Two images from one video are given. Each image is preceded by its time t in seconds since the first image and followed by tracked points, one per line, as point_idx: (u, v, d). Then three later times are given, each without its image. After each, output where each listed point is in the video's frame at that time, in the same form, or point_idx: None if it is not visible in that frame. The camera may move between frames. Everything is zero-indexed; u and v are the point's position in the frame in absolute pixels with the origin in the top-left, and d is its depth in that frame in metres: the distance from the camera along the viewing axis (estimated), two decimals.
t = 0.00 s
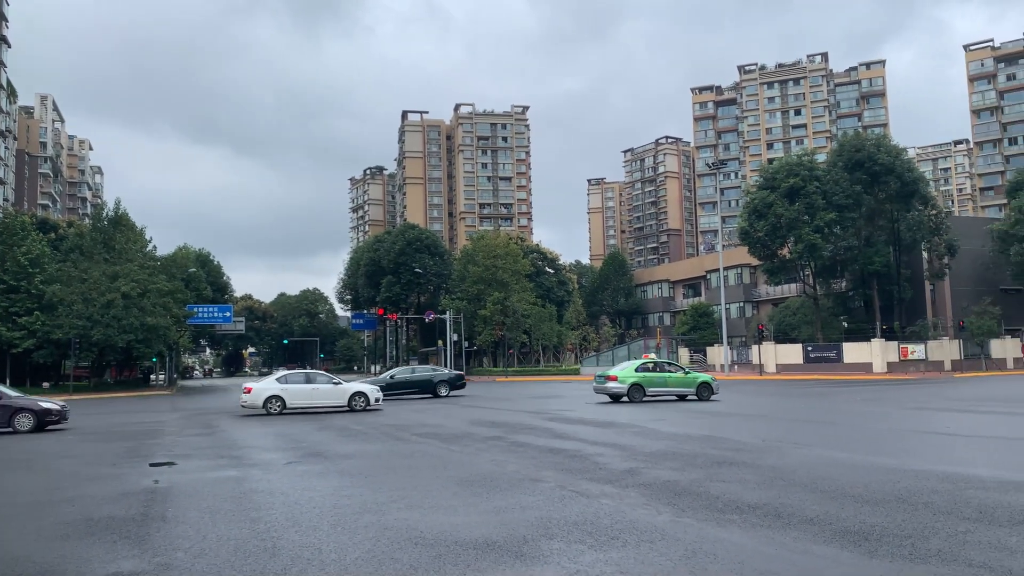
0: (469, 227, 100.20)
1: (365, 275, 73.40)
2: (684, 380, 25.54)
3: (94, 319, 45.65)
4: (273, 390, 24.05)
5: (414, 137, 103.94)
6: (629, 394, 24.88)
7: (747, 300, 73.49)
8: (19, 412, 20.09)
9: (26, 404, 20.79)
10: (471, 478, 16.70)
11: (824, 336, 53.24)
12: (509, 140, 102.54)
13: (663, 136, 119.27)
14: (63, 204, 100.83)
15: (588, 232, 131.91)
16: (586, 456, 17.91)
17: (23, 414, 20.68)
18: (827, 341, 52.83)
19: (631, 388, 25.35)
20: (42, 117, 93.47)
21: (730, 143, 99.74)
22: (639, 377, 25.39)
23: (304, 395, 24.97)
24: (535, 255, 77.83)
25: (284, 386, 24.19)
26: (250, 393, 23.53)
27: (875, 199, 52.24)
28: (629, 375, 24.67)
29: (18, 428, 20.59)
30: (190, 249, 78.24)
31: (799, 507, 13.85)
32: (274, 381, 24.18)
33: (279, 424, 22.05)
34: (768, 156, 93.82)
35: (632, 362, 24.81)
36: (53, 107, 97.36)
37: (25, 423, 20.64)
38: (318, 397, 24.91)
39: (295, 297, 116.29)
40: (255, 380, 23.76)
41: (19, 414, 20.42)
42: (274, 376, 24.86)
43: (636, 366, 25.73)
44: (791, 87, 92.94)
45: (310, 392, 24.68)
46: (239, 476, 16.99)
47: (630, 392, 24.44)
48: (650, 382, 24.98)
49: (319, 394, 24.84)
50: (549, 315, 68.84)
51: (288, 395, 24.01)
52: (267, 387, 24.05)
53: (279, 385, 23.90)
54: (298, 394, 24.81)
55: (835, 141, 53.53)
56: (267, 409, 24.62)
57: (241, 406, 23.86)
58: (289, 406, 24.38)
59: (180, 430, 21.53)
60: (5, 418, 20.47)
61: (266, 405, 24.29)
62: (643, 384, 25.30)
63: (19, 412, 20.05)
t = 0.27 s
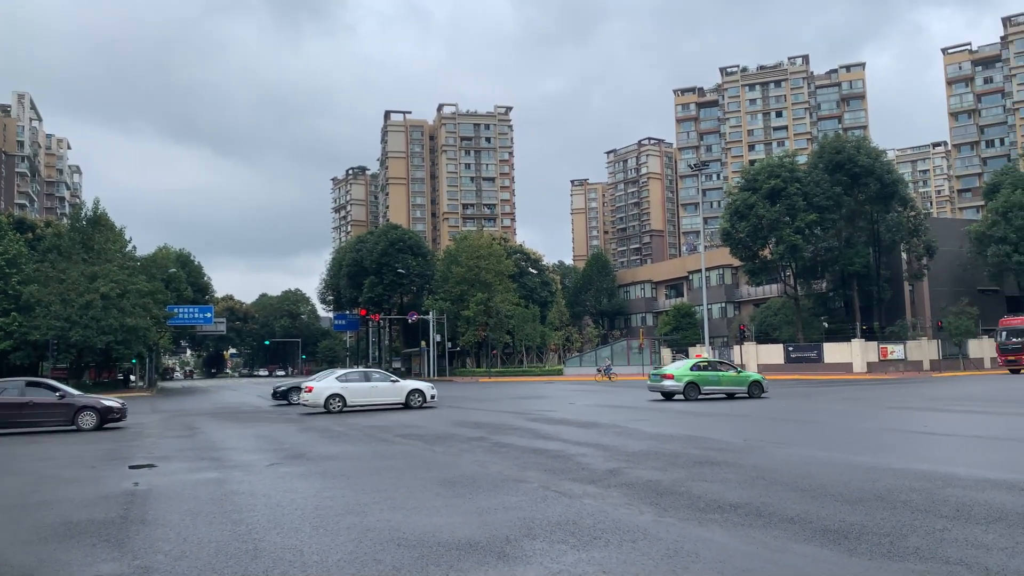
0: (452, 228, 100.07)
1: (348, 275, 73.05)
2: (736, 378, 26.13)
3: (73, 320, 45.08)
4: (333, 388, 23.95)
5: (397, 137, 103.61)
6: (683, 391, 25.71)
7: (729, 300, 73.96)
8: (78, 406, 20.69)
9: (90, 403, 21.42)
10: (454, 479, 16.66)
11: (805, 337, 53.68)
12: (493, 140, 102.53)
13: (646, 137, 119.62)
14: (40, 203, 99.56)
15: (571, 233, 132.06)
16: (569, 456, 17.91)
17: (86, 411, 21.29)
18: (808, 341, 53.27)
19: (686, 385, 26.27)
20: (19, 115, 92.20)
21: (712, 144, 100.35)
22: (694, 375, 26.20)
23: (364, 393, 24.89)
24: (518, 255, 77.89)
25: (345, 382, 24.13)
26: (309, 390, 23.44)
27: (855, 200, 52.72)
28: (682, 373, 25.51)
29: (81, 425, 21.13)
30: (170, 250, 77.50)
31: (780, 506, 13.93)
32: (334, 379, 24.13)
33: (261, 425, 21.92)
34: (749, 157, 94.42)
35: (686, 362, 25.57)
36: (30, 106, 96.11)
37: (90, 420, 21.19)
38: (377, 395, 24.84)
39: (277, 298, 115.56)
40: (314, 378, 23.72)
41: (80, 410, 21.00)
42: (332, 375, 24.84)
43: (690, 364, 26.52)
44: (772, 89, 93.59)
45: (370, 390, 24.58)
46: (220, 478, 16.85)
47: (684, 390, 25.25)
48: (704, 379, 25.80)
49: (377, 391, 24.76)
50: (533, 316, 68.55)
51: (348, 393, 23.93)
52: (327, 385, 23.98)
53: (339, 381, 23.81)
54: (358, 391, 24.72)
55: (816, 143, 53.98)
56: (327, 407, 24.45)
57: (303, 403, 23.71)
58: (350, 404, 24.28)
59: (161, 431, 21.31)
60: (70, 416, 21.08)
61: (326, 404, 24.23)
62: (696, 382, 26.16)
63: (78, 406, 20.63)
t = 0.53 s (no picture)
0: (439, 229, 100.00)
1: (334, 276, 72.79)
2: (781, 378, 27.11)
3: (56, 321, 44.67)
4: (389, 383, 24.53)
5: (384, 137, 103.36)
6: (731, 391, 26.81)
7: (715, 302, 74.34)
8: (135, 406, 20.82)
9: (144, 401, 21.55)
10: (440, 480, 16.65)
11: (790, 338, 54.06)
12: (480, 141, 102.53)
13: (633, 139, 119.93)
14: (23, 203, 98.50)
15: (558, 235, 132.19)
16: (556, 457, 17.94)
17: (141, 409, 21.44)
18: (793, 342, 53.59)
19: (732, 386, 27.41)
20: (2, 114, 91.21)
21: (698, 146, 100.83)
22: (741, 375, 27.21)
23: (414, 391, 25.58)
24: (506, 256, 77.92)
25: (400, 380, 24.77)
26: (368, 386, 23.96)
27: (840, 202, 53.08)
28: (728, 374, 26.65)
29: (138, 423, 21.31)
30: (155, 250, 76.90)
31: (765, 506, 14.02)
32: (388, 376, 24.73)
33: (246, 427, 21.79)
34: (736, 159, 94.93)
35: (731, 362, 26.70)
36: (13, 105, 95.12)
37: (148, 417, 21.42)
38: (428, 392, 25.55)
39: (262, 299, 114.99)
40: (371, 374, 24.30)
41: (137, 408, 21.15)
42: (384, 374, 25.53)
43: (737, 365, 27.56)
44: (758, 91, 94.16)
45: (422, 387, 25.26)
46: (206, 480, 16.74)
47: (731, 389, 26.33)
48: (750, 379, 26.77)
49: (429, 388, 25.48)
50: (520, 317, 68.05)
51: (404, 388, 24.55)
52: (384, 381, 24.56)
53: (394, 377, 24.40)
54: (410, 389, 25.43)
55: (802, 145, 54.29)
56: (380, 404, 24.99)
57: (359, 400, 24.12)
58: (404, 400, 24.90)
59: (145, 433, 21.14)
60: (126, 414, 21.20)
61: (381, 400, 24.79)
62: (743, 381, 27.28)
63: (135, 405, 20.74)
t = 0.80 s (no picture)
0: (428, 230, 99.90)
1: (322, 277, 72.53)
2: (827, 377, 27.81)
3: (40, 321, 44.41)
4: (440, 383, 25.16)
5: (373, 138, 103.11)
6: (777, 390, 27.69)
7: (703, 304, 74.55)
8: (189, 405, 21.60)
9: (196, 400, 22.34)
10: (427, 483, 16.59)
11: (778, 340, 54.28)
12: (469, 143, 102.59)
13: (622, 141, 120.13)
14: (8, 204, 97.68)
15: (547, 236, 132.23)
16: (542, 459, 17.91)
17: (194, 409, 22.21)
18: (780, 344, 53.74)
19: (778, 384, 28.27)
20: None
21: (686, 148, 101.14)
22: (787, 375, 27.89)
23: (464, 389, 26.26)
24: (494, 258, 77.85)
25: (451, 380, 25.41)
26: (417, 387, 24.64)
27: (827, 205, 53.31)
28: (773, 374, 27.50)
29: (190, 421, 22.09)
30: (141, 251, 76.35)
31: (750, 508, 14.04)
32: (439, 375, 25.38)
33: (233, 429, 21.69)
34: (724, 162, 95.30)
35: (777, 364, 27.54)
36: None
37: (198, 416, 22.17)
38: (479, 390, 26.21)
39: (249, 301, 114.60)
40: (423, 374, 24.94)
41: (189, 407, 21.95)
42: (435, 373, 26.24)
43: (784, 363, 28.27)
44: (746, 94, 94.57)
45: (472, 386, 25.92)
46: (190, 482, 16.64)
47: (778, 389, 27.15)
48: (796, 379, 27.46)
49: (478, 387, 26.14)
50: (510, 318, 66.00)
51: (454, 389, 25.24)
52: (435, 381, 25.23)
53: (445, 378, 25.04)
54: (460, 387, 26.11)
55: (789, 147, 54.51)
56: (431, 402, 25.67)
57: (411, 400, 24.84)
58: (456, 399, 25.59)
59: (129, 435, 21.01)
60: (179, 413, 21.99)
61: (432, 399, 25.49)
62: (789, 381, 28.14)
63: (189, 404, 21.53)
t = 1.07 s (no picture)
0: (414, 232, 99.80)
1: (306, 279, 72.28)
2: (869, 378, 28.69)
3: (20, 323, 44.02)
4: (495, 382, 26.10)
5: (359, 140, 102.84)
6: (823, 390, 28.79)
7: (687, 306, 74.83)
8: (250, 404, 22.00)
9: (255, 399, 22.74)
10: (409, 485, 16.58)
11: (761, 342, 54.62)
12: (455, 145, 102.69)
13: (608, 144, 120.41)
14: None
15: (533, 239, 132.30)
16: (525, 462, 17.94)
17: (253, 408, 22.61)
18: (763, 347, 54.02)
19: (825, 385, 29.41)
20: None
21: (671, 152, 101.59)
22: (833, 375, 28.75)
23: (521, 390, 27.18)
24: (479, 260, 77.82)
25: (508, 379, 26.39)
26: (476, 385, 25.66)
27: (810, 209, 53.66)
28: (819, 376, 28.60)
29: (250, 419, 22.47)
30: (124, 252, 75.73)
31: (730, 510, 14.11)
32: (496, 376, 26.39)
33: (217, 430, 21.59)
34: (708, 165, 95.77)
35: (824, 366, 28.64)
36: None
37: (257, 415, 22.35)
38: (532, 390, 27.04)
39: (233, 302, 114.08)
40: (480, 373, 25.92)
41: (249, 406, 22.34)
42: (491, 372, 27.20)
43: (830, 363, 29.11)
44: (731, 98, 95.08)
45: (527, 386, 26.82)
46: (171, 485, 16.54)
47: (824, 389, 28.22)
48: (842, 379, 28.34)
49: (532, 386, 27.00)
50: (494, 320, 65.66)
51: (510, 387, 26.14)
52: (492, 380, 26.22)
53: (501, 377, 25.99)
54: (517, 387, 27.05)
55: (772, 152, 54.84)
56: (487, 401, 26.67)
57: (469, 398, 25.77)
58: (513, 398, 26.49)
59: (110, 438, 20.87)
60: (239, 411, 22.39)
61: (487, 398, 26.44)
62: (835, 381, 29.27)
63: (250, 403, 21.92)
